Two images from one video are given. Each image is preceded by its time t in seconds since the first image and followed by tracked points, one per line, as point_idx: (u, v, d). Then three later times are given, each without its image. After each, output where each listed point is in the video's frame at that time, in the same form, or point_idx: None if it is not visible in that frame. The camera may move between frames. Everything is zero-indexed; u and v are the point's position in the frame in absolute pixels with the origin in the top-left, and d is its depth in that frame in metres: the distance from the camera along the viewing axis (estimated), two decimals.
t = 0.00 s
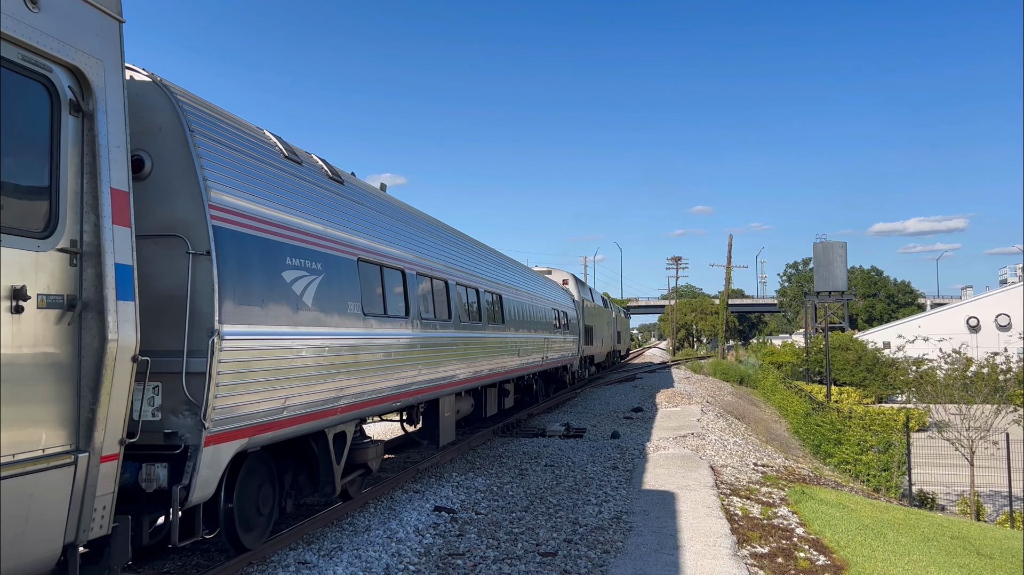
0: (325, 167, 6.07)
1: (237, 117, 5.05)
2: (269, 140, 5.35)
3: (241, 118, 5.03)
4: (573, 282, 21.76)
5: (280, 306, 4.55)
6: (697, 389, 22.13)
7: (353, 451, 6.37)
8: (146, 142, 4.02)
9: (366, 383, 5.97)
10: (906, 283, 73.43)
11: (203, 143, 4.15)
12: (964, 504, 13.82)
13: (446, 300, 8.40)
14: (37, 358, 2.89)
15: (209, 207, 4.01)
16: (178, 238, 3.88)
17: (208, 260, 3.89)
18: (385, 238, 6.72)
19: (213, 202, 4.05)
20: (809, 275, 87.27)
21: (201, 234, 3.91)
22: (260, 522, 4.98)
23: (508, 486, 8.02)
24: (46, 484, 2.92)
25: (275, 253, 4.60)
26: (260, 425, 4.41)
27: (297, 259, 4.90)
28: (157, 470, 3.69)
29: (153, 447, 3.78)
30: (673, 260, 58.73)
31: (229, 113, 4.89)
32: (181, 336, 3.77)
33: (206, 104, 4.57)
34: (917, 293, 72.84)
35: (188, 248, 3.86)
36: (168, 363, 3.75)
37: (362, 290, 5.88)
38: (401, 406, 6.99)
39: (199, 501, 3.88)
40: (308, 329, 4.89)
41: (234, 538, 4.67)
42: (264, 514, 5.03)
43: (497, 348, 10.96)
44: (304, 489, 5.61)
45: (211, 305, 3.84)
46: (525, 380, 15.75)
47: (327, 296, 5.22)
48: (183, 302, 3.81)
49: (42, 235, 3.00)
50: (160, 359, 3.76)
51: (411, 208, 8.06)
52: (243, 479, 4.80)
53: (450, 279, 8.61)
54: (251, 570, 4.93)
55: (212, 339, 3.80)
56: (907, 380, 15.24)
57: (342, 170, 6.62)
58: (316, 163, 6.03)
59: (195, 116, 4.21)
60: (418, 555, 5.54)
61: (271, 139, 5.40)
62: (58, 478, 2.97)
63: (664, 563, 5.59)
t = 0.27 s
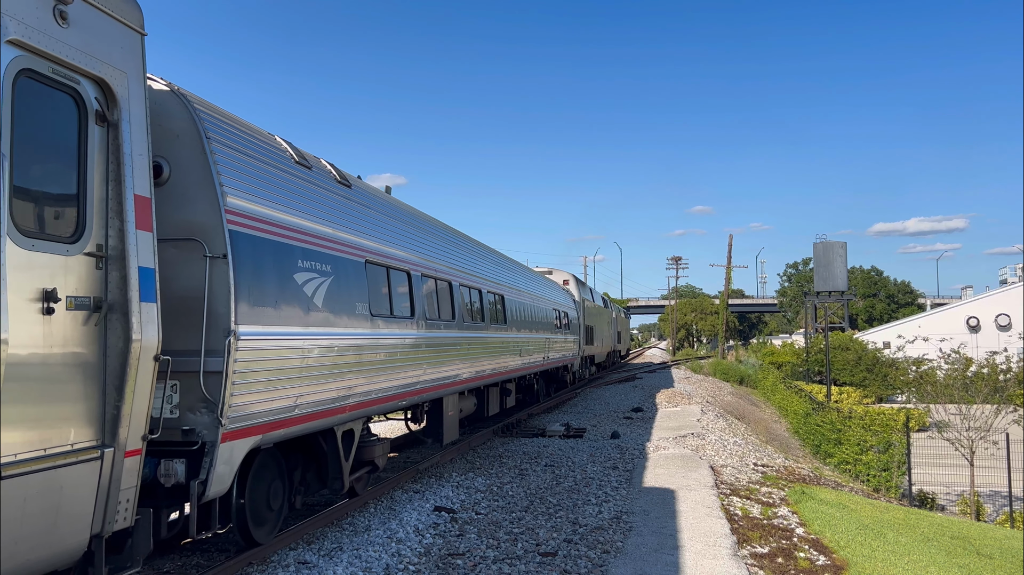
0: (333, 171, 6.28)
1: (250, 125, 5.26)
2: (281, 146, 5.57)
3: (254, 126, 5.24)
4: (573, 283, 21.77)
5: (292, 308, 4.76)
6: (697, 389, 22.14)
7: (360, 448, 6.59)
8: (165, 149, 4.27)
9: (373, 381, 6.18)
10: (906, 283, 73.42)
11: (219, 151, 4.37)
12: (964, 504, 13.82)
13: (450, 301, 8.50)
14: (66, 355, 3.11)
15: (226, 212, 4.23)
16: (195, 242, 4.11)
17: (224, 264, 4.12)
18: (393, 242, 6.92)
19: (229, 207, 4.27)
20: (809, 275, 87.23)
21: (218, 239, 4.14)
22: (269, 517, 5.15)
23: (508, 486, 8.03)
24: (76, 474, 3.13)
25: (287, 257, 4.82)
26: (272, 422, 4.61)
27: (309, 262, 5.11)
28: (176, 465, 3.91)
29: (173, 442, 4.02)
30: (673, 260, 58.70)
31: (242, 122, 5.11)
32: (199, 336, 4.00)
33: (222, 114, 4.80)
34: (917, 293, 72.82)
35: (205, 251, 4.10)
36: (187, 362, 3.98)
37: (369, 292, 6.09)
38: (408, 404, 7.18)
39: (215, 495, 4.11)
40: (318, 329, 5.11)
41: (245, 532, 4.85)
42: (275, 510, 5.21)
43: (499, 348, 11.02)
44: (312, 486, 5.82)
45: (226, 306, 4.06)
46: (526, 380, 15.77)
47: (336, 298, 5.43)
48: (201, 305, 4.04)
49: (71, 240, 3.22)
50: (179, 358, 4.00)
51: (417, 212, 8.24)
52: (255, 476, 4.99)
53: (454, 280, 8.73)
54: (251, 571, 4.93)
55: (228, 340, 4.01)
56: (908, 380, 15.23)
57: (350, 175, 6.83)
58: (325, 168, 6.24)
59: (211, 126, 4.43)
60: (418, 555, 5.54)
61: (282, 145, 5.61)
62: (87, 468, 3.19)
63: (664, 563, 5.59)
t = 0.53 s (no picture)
0: (342, 176, 6.48)
1: (263, 131, 5.45)
2: (293, 152, 5.75)
3: (268, 132, 5.43)
4: (574, 283, 21.79)
5: (306, 309, 4.95)
6: (697, 389, 22.14)
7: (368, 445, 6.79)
8: (184, 155, 4.44)
9: (380, 379, 6.36)
10: (906, 283, 73.41)
11: (237, 158, 4.55)
12: (964, 505, 13.83)
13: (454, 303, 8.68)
14: (95, 356, 3.25)
15: (243, 216, 4.41)
16: (213, 246, 4.28)
17: (241, 266, 4.28)
18: (398, 244, 7.11)
19: (245, 212, 4.44)
20: (809, 275, 87.21)
21: (234, 243, 4.30)
22: (280, 511, 5.32)
23: (508, 486, 8.03)
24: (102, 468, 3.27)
25: (300, 260, 5.00)
26: (286, 419, 4.79)
27: (320, 264, 5.30)
28: (194, 461, 4.13)
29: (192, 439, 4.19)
30: (673, 260, 58.68)
31: (256, 128, 5.29)
32: (216, 336, 4.17)
33: (238, 121, 4.97)
34: (917, 293, 72.82)
35: (223, 254, 4.26)
36: (206, 361, 4.15)
37: (377, 293, 6.29)
38: (413, 402, 7.37)
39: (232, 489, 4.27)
40: (330, 329, 5.32)
41: (257, 527, 4.99)
42: (286, 504, 5.37)
43: (502, 348, 11.07)
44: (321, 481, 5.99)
45: (243, 307, 4.22)
46: (526, 380, 15.80)
47: (345, 299, 5.62)
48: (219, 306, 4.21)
49: (99, 245, 3.36)
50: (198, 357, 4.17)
51: (420, 213, 8.45)
52: (266, 472, 5.13)
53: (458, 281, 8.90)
54: (251, 571, 4.94)
55: (244, 340, 4.18)
56: (908, 380, 15.23)
57: (358, 179, 7.02)
58: (334, 173, 6.44)
59: (229, 134, 4.61)
60: (418, 555, 5.54)
61: (294, 151, 5.80)
62: (114, 464, 3.34)
63: (664, 563, 5.59)
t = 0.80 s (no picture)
0: (350, 180, 6.71)
1: (276, 138, 5.67)
2: (303, 157, 5.98)
3: (280, 139, 5.66)
4: (575, 284, 21.79)
5: (318, 311, 5.18)
6: (697, 389, 22.15)
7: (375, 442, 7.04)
8: (202, 162, 4.66)
9: (387, 378, 6.60)
10: (906, 283, 73.39)
11: (253, 165, 4.78)
12: (965, 505, 13.82)
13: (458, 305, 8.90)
14: (124, 354, 3.43)
15: (259, 221, 4.64)
16: (230, 250, 4.50)
17: (257, 270, 4.50)
18: (404, 246, 7.35)
19: (262, 217, 4.68)
20: (809, 275, 87.15)
21: (251, 247, 4.54)
22: (291, 506, 5.52)
23: (508, 486, 8.03)
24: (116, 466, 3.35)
25: (312, 263, 5.23)
26: (299, 416, 5.01)
27: (330, 267, 5.54)
28: (212, 456, 4.16)
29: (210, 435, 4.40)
30: (673, 260, 58.66)
31: (270, 135, 5.52)
32: (234, 337, 4.39)
33: (254, 129, 5.20)
34: (916, 293, 72.80)
35: (240, 257, 4.48)
36: (224, 360, 4.36)
37: (384, 295, 6.54)
38: (418, 400, 7.60)
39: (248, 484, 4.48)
40: (340, 330, 5.57)
41: (269, 521, 5.18)
42: (296, 499, 5.57)
43: (504, 348, 11.15)
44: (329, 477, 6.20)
45: (259, 308, 4.44)
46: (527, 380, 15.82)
47: (354, 301, 5.86)
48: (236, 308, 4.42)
49: (126, 249, 3.54)
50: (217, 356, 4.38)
51: (424, 216, 8.70)
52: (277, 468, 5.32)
53: (462, 283, 9.12)
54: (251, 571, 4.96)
55: (261, 340, 4.40)
56: (908, 380, 15.22)
57: (365, 183, 7.25)
58: (342, 177, 6.67)
59: (246, 142, 4.84)
60: (418, 555, 5.54)
61: (305, 156, 6.03)
62: (140, 457, 3.50)
63: (664, 563, 5.59)
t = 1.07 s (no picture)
0: (359, 184, 6.87)
1: (288, 144, 5.83)
2: (315, 163, 6.14)
3: (293, 145, 5.82)
4: (576, 284, 21.81)
5: (330, 312, 5.33)
6: (697, 389, 22.16)
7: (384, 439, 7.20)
8: (220, 168, 4.81)
9: (396, 377, 6.74)
10: (906, 283, 73.40)
11: (269, 171, 4.94)
12: (964, 505, 13.82)
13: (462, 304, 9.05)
14: (149, 354, 3.59)
15: (275, 225, 4.79)
16: (247, 254, 4.67)
17: (273, 272, 4.66)
18: (411, 248, 7.50)
19: (278, 222, 4.83)
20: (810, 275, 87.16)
21: (267, 250, 4.69)
22: (302, 502, 5.66)
23: (508, 486, 8.03)
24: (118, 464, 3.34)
25: (325, 265, 5.38)
26: (312, 414, 5.14)
27: (342, 269, 5.69)
28: (229, 452, 4.37)
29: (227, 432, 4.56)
30: (673, 260, 58.67)
31: (283, 142, 5.68)
32: (252, 337, 4.55)
33: (267, 136, 5.35)
34: (916, 293, 72.79)
35: (257, 261, 4.65)
36: (242, 360, 4.52)
37: (392, 295, 6.68)
38: (426, 398, 7.75)
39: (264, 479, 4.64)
40: (352, 330, 5.72)
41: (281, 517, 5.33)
42: (308, 495, 5.71)
43: (506, 348, 11.20)
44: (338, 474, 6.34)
45: (276, 309, 4.60)
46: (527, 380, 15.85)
47: (364, 302, 6.01)
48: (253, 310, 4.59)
49: (151, 254, 3.70)
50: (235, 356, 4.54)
51: (429, 217, 8.85)
52: (289, 465, 5.47)
53: (467, 284, 9.27)
54: (251, 571, 4.96)
55: (277, 341, 4.56)
56: (908, 380, 15.23)
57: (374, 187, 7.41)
58: (352, 181, 6.83)
59: (262, 148, 4.99)
60: (418, 555, 5.54)
61: (317, 162, 6.19)
62: (165, 452, 3.66)
63: (664, 564, 5.59)
